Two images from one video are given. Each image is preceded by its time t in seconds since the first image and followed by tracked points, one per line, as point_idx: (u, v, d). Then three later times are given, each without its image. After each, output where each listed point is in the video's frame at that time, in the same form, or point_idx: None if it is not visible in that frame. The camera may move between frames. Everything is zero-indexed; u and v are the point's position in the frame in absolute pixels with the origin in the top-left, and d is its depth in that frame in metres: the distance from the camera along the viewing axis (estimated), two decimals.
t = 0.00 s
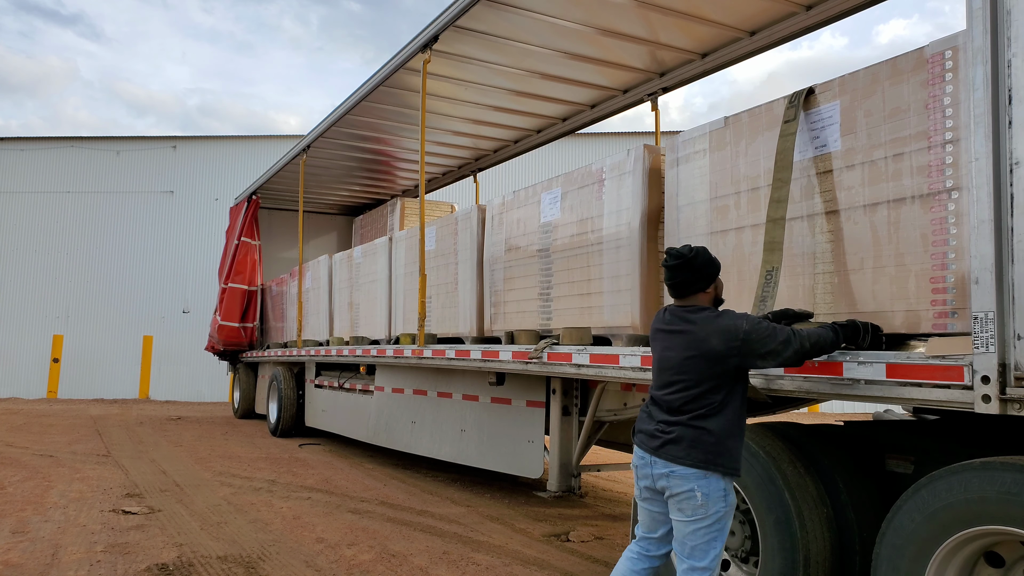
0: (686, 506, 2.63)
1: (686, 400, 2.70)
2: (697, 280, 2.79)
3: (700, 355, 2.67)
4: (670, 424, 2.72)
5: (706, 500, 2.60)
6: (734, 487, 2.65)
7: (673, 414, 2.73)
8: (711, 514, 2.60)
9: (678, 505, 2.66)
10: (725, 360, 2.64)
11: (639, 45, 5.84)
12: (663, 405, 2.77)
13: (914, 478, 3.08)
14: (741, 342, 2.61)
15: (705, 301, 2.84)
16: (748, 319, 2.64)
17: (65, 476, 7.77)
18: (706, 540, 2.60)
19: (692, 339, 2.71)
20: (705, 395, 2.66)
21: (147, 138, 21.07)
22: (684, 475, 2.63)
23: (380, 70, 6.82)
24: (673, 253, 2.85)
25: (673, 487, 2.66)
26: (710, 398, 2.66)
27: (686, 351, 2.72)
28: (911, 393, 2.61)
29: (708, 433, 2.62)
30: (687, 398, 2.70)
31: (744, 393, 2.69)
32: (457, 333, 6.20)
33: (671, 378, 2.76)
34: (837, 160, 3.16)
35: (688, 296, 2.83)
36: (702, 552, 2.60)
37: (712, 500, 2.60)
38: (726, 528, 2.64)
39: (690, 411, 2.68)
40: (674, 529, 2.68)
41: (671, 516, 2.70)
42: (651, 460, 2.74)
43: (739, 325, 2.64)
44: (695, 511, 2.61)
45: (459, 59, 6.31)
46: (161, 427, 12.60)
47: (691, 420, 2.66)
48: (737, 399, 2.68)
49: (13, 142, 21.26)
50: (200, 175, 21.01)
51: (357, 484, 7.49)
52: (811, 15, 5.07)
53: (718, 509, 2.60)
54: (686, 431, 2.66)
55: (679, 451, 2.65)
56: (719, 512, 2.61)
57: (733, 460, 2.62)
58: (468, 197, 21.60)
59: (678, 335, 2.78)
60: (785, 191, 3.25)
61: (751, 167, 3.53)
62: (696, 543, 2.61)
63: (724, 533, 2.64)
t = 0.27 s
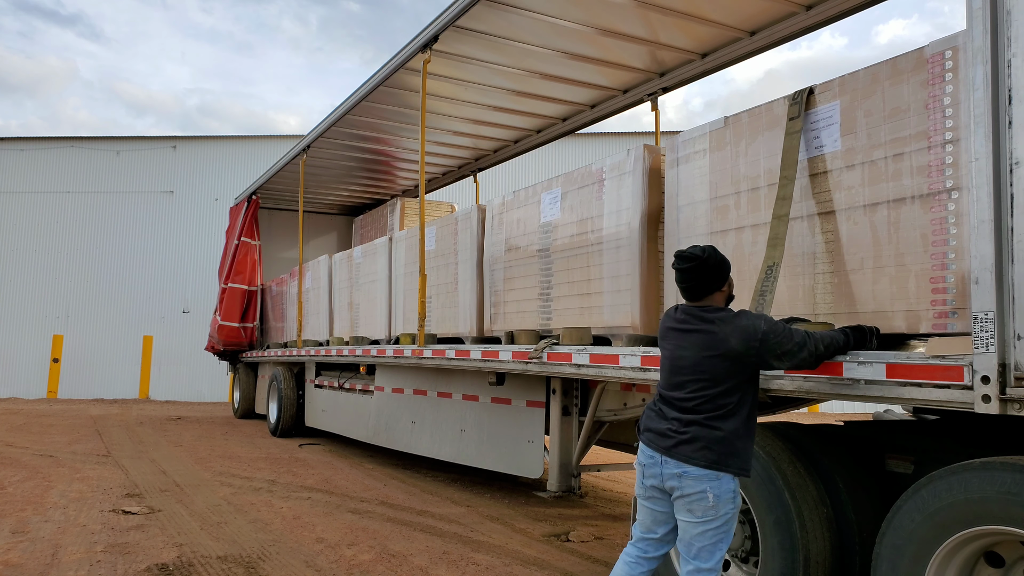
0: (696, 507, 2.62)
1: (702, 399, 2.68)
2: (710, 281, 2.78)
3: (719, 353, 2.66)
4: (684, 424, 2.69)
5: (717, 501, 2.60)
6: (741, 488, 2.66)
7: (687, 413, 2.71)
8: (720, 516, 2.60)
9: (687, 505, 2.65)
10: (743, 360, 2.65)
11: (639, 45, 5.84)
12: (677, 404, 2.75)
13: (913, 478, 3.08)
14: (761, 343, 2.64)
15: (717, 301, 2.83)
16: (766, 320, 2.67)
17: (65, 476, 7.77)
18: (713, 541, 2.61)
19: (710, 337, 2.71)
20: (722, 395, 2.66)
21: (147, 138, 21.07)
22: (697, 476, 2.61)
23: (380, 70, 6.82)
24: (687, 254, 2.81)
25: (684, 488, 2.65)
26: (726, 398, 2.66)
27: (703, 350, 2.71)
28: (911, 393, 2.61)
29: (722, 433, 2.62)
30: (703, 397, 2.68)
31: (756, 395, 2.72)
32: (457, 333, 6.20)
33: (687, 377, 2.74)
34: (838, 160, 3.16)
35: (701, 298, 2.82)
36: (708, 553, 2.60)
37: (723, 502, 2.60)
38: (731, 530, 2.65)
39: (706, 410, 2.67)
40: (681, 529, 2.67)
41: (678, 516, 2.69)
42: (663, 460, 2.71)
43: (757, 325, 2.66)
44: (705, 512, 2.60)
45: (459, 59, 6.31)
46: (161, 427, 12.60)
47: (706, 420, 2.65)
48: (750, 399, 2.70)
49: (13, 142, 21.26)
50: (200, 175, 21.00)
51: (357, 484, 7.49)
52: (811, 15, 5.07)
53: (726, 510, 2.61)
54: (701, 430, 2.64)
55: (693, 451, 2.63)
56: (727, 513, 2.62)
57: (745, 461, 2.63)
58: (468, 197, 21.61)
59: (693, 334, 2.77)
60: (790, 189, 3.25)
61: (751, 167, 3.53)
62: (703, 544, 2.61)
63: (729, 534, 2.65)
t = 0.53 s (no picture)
0: (699, 507, 2.62)
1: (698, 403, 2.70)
2: (694, 285, 2.78)
3: (710, 357, 2.67)
4: (683, 428, 2.71)
5: (720, 501, 2.59)
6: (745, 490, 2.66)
7: (684, 418, 2.72)
8: (723, 515, 2.60)
9: (690, 506, 2.64)
10: (733, 364, 2.64)
11: (639, 45, 5.84)
12: (675, 409, 2.77)
13: (913, 478, 3.09)
14: (746, 347, 2.62)
15: (703, 303, 2.84)
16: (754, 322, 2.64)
17: (65, 476, 7.78)
18: (716, 542, 2.59)
19: (700, 341, 2.72)
20: (716, 399, 2.66)
21: (148, 138, 21.07)
22: (698, 476, 2.61)
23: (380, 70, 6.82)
24: (669, 260, 2.80)
25: (687, 489, 2.65)
26: (720, 402, 2.66)
27: (695, 354, 2.72)
28: (911, 393, 2.61)
29: (721, 436, 2.62)
30: (699, 401, 2.70)
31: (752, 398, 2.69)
32: (457, 333, 6.20)
33: (682, 382, 2.76)
34: (838, 160, 3.16)
35: (688, 302, 2.83)
36: (712, 554, 2.58)
37: (726, 502, 2.60)
38: (736, 530, 2.64)
39: (703, 415, 2.68)
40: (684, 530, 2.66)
41: (682, 517, 2.68)
42: (664, 464, 2.73)
43: (744, 327, 2.65)
44: (708, 513, 2.60)
45: (459, 59, 6.31)
46: (161, 427, 12.60)
47: (704, 423, 2.66)
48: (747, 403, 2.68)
49: (13, 142, 21.26)
50: (200, 175, 21.00)
51: (357, 484, 7.49)
52: (811, 15, 5.07)
53: (730, 510, 2.61)
54: (699, 433, 2.65)
55: (692, 454, 2.64)
56: (730, 514, 2.61)
57: (746, 462, 2.62)
58: (468, 197, 21.62)
59: (685, 338, 2.79)
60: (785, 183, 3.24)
61: (751, 167, 3.53)
62: (707, 545, 2.59)
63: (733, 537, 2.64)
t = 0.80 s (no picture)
0: (692, 506, 2.63)
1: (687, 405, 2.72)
2: (685, 283, 2.80)
3: (697, 359, 2.68)
4: (674, 428, 2.73)
5: (712, 500, 2.60)
6: (740, 488, 2.66)
7: (675, 419, 2.75)
8: (717, 514, 2.60)
9: (684, 505, 2.66)
10: (718, 368, 2.65)
11: (639, 45, 5.84)
12: (666, 409, 2.79)
13: (913, 478, 3.09)
14: (726, 353, 2.62)
15: (694, 304, 2.86)
16: (741, 329, 2.63)
17: (65, 476, 7.78)
18: (711, 541, 2.59)
19: (689, 344, 2.72)
20: (704, 402, 2.67)
21: (148, 138, 21.07)
22: (690, 476, 2.63)
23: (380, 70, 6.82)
24: (661, 256, 2.82)
25: (680, 488, 2.66)
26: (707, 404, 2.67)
27: (683, 356, 2.73)
28: (911, 393, 2.61)
29: (710, 438, 2.63)
30: (687, 403, 2.72)
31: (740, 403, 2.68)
32: (457, 333, 6.20)
33: (672, 383, 2.77)
34: (838, 160, 3.16)
35: (678, 300, 2.85)
36: (707, 552, 2.58)
37: (718, 501, 2.60)
38: (732, 529, 2.63)
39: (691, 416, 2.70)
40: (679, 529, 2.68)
41: (678, 516, 2.70)
42: (657, 464, 2.76)
43: (731, 329, 2.64)
44: (701, 512, 2.61)
45: (459, 59, 6.31)
46: (161, 427, 12.60)
47: (693, 425, 2.68)
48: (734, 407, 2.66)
49: (13, 142, 21.26)
50: (200, 175, 21.00)
51: (357, 484, 7.49)
52: (811, 15, 5.07)
53: (723, 509, 2.61)
54: (689, 435, 2.67)
55: (682, 456, 2.67)
56: (725, 513, 2.61)
57: (737, 464, 2.62)
58: (468, 197, 21.62)
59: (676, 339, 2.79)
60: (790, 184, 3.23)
61: (751, 167, 3.53)
62: (700, 544, 2.60)
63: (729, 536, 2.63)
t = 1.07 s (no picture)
0: (681, 504, 2.65)
1: (665, 406, 2.76)
2: (666, 281, 2.86)
3: (666, 362, 2.72)
4: (657, 430, 2.77)
5: (699, 497, 2.61)
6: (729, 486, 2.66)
7: (656, 420, 2.79)
8: (705, 511, 2.61)
9: (673, 504, 2.68)
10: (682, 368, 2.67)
11: (639, 45, 5.84)
12: (648, 412, 2.83)
13: (913, 478, 3.09)
14: (685, 355, 2.65)
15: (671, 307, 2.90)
16: (703, 331, 2.63)
17: (65, 476, 7.78)
18: (701, 537, 2.60)
19: (661, 347, 2.76)
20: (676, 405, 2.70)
21: (148, 138, 21.07)
22: (675, 476, 2.66)
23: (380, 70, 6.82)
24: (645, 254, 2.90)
25: (668, 487, 2.69)
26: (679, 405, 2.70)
27: (655, 357, 2.78)
28: (911, 393, 2.61)
29: (689, 439, 2.66)
30: (665, 404, 2.76)
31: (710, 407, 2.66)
32: (457, 333, 6.20)
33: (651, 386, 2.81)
34: (838, 160, 3.16)
35: (657, 298, 2.89)
36: (698, 549, 2.59)
37: (706, 498, 2.61)
38: (722, 525, 2.64)
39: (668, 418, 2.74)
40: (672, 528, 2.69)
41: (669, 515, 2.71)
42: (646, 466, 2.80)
43: (694, 328, 2.66)
44: (690, 510, 2.62)
45: (459, 59, 6.31)
46: (161, 427, 12.60)
47: (673, 426, 2.71)
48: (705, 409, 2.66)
49: (13, 142, 21.26)
50: (200, 175, 21.00)
51: (357, 484, 7.49)
52: (811, 15, 5.07)
53: (712, 506, 2.61)
54: (671, 436, 2.71)
55: (666, 456, 2.70)
56: (713, 509, 2.61)
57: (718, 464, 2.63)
58: (468, 197, 21.63)
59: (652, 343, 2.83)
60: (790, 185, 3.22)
61: (751, 167, 3.53)
62: (692, 541, 2.61)
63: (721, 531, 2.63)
